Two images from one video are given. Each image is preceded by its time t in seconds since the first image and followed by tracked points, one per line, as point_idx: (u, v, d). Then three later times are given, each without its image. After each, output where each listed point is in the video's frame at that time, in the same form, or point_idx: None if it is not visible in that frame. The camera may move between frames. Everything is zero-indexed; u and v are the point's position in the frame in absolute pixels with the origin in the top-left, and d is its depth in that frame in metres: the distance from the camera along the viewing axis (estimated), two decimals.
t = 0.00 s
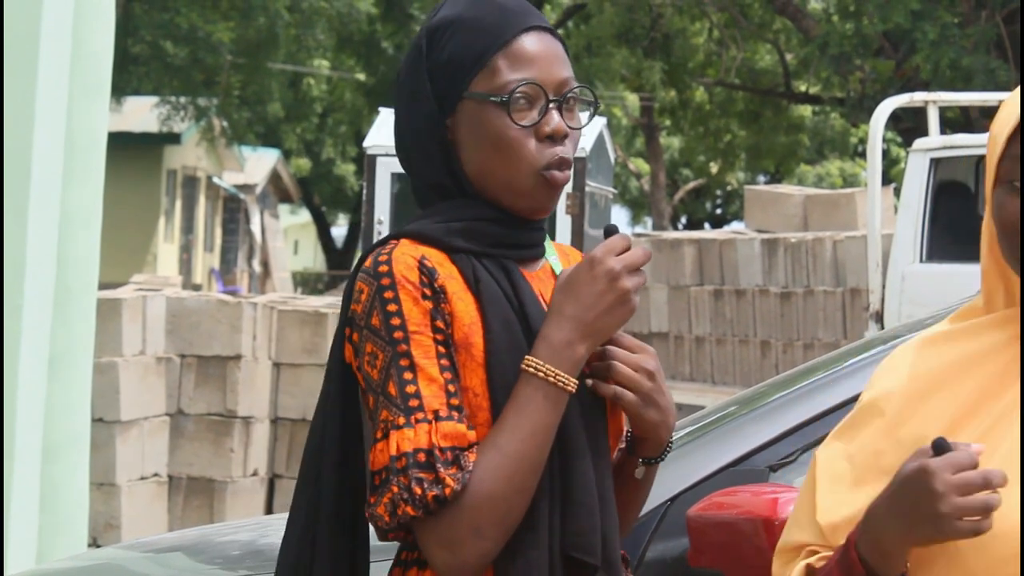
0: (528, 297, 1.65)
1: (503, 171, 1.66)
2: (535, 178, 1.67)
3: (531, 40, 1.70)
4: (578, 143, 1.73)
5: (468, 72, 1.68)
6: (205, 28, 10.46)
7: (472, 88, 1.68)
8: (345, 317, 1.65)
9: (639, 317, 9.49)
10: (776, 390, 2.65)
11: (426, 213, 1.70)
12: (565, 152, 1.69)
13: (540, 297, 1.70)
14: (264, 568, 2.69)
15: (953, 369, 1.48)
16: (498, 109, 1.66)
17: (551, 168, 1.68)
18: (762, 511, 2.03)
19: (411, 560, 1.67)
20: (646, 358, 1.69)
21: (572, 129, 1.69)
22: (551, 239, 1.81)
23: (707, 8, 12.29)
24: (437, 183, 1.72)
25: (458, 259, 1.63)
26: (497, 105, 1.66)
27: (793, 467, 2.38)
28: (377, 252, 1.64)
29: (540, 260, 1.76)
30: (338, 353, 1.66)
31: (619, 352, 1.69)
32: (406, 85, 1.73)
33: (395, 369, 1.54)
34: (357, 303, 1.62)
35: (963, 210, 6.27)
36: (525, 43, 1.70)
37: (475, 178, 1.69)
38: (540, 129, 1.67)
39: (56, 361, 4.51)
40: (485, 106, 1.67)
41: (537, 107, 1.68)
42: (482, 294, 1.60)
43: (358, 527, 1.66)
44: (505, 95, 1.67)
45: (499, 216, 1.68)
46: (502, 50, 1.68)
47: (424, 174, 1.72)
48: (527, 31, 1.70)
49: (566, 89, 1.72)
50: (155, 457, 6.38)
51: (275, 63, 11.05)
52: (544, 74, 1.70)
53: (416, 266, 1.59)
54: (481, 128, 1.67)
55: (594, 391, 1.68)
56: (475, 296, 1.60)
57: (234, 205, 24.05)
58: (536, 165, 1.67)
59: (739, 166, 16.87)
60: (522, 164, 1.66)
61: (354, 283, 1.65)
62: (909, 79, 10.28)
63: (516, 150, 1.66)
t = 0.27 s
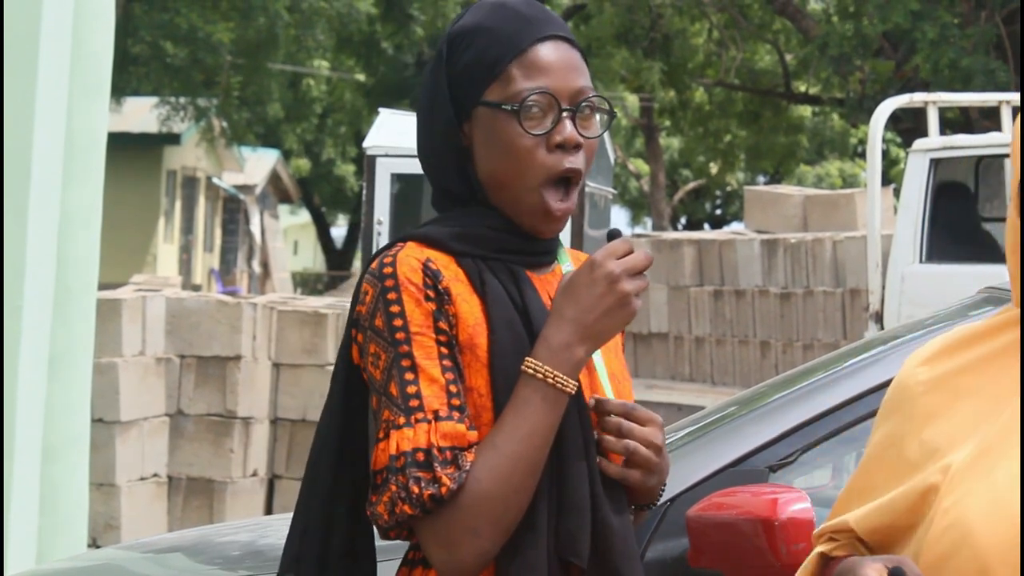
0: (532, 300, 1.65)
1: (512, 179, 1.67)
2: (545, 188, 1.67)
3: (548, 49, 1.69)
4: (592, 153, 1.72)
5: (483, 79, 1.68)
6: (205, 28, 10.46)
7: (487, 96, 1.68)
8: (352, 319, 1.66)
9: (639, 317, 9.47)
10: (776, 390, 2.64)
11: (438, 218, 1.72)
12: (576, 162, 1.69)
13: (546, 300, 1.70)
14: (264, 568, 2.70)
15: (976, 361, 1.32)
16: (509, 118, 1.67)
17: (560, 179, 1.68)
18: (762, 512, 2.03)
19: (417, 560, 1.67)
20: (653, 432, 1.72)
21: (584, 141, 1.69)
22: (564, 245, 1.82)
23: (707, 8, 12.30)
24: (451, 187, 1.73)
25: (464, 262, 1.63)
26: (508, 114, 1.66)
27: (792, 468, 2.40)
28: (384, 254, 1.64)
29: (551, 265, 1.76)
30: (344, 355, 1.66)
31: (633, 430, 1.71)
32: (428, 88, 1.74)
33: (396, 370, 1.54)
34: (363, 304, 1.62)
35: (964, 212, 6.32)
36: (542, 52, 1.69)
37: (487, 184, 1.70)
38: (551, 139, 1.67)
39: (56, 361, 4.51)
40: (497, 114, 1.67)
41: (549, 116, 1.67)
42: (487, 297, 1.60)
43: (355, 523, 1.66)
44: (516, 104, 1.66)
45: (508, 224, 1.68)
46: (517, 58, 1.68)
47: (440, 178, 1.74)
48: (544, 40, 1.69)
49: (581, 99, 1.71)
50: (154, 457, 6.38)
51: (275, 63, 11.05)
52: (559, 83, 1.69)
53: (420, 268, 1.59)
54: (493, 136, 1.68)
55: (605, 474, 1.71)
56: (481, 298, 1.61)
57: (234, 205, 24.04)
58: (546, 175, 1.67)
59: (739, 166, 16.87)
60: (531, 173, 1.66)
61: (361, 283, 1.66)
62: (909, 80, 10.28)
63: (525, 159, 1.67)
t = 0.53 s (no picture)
0: (543, 301, 1.65)
1: (521, 174, 1.67)
2: (554, 182, 1.67)
3: (551, 45, 1.70)
4: (598, 147, 1.72)
5: (488, 75, 1.69)
6: (205, 29, 10.45)
7: (492, 92, 1.69)
8: (362, 321, 1.65)
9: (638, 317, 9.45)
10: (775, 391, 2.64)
11: (447, 219, 1.71)
12: (584, 156, 1.69)
13: (555, 301, 1.70)
14: (265, 568, 2.70)
15: (984, 365, 1.41)
16: (517, 113, 1.67)
17: (569, 173, 1.68)
18: (762, 512, 2.03)
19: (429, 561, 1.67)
20: (655, 458, 1.72)
21: (591, 132, 1.69)
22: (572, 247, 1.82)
23: (707, 8, 12.30)
24: (458, 187, 1.73)
25: (475, 263, 1.62)
26: (515, 109, 1.67)
27: (792, 468, 2.40)
28: (395, 256, 1.64)
29: (560, 265, 1.76)
30: (353, 357, 1.66)
31: (639, 461, 1.71)
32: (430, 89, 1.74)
33: (411, 372, 1.54)
34: (374, 307, 1.62)
35: (963, 212, 6.35)
36: (545, 47, 1.70)
37: (496, 181, 1.69)
38: (558, 132, 1.67)
39: (56, 362, 4.51)
40: (504, 109, 1.67)
41: (556, 110, 1.68)
42: (499, 299, 1.60)
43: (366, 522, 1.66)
44: (522, 99, 1.67)
45: (518, 222, 1.68)
46: (520, 54, 1.69)
47: (445, 179, 1.73)
48: (546, 35, 1.71)
49: (585, 93, 1.72)
50: (154, 457, 6.38)
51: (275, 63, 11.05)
52: (563, 78, 1.70)
53: (432, 270, 1.59)
54: (501, 133, 1.68)
55: (612, 509, 1.71)
56: (492, 301, 1.61)
57: (234, 205, 24.05)
58: (555, 169, 1.67)
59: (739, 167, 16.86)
60: (540, 167, 1.66)
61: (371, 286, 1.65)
62: (909, 80, 10.27)
63: (533, 154, 1.67)
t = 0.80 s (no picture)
0: (544, 299, 1.64)
1: (519, 165, 1.67)
2: (551, 173, 1.67)
3: (546, 36, 1.71)
4: (594, 137, 1.72)
5: (484, 69, 1.69)
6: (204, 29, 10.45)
7: (489, 85, 1.69)
8: (362, 319, 1.65)
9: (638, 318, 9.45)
10: (775, 391, 2.64)
11: (446, 217, 1.71)
12: (581, 146, 1.69)
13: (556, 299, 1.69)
14: (265, 568, 2.70)
15: (985, 364, 1.36)
16: (514, 103, 1.67)
17: (565, 162, 1.68)
18: (762, 511, 2.03)
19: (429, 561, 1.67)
20: (645, 463, 1.71)
21: (588, 121, 1.70)
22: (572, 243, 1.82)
23: (707, 8, 12.30)
24: (458, 184, 1.72)
25: (476, 260, 1.62)
26: (513, 98, 1.67)
27: (792, 468, 2.40)
28: (394, 253, 1.64)
29: (561, 263, 1.76)
30: (354, 355, 1.66)
31: (621, 463, 1.69)
32: (426, 86, 1.75)
33: (411, 370, 1.54)
34: (374, 304, 1.62)
35: (963, 212, 6.34)
36: (540, 38, 1.70)
37: (494, 173, 1.69)
38: (555, 122, 1.68)
39: (56, 363, 4.51)
40: (501, 99, 1.67)
41: (552, 98, 1.68)
42: (500, 297, 1.60)
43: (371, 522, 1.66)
44: (520, 87, 1.67)
45: (517, 216, 1.68)
46: (515, 46, 1.69)
47: (444, 176, 1.73)
48: (540, 27, 1.71)
49: (582, 82, 1.72)
50: (154, 457, 6.37)
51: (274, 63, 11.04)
52: (559, 68, 1.70)
53: (433, 267, 1.59)
54: (498, 124, 1.68)
55: (605, 516, 1.69)
56: (493, 299, 1.61)
57: (233, 205, 24.05)
58: (551, 158, 1.67)
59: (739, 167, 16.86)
60: (537, 158, 1.67)
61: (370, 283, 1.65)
62: (908, 80, 10.27)
63: (531, 144, 1.67)
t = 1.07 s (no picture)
0: (525, 295, 1.64)
1: (494, 166, 1.67)
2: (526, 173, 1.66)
3: (533, 37, 1.70)
4: (575, 139, 1.72)
5: (468, 68, 1.69)
6: (204, 29, 10.44)
7: (471, 85, 1.69)
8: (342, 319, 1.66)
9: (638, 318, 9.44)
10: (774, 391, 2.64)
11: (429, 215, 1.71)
12: (559, 148, 1.69)
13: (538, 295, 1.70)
14: (265, 568, 2.70)
15: (985, 364, 1.37)
16: (490, 107, 1.67)
17: (542, 164, 1.68)
18: (762, 512, 2.03)
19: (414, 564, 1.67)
20: (662, 468, 1.80)
21: (566, 126, 1.69)
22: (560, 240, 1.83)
23: (706, 8, 12.27)
24: (439, 182, 1.73)
25: (456, 257, 1.62)
26: (490, 101, 1.67)
27: (792, 468, 2.40)
28: (373, 251, 1.64)
29: (546, 261, 1.76)
30: (334, 357, 1.66)
31: (639, 472, 1.78)
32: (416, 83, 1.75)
33: (387, 366, 1.54)
34: (352, 302, 1.62)
35: (963, 212, 6.32)
36: (526, 39, 1.70)
37: (473, 174, 1.69)
38: (531, 126, 1.67)
39: (56, 363, 4.51)
40: (478, 102, 1.68)
41: (529, 102, 1.68)
42: (480, 293, 1.60)
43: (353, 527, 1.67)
44: (495, 91, 1.67)
45: (495, 215, 1.67)
46: (499, 47, 1.69)
47: (428, 174, 1.74)
48: (529, 28, 1.70)
49: (564, 86, 1.71)
50: (154, 457, 6.37)
51: (274, 63, 11.04)
52: (541, 70, 1.70)
53: (410, 263, 1.59)
54: (477, 125, 1.68)
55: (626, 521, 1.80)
56: (472, 294, 1.61)
57: (233, 205, 24.05)
58: (527, 160, 1.67)
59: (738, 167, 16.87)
60: (512, 159, 1.66)
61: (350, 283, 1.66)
62: (908, 80, 10.27)
63: (507, 145, 1.67)
